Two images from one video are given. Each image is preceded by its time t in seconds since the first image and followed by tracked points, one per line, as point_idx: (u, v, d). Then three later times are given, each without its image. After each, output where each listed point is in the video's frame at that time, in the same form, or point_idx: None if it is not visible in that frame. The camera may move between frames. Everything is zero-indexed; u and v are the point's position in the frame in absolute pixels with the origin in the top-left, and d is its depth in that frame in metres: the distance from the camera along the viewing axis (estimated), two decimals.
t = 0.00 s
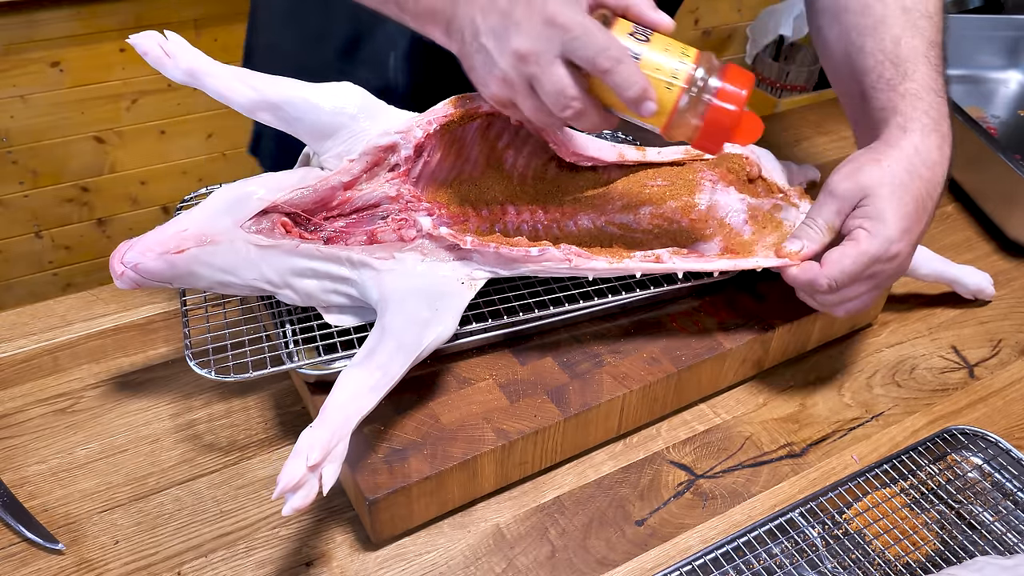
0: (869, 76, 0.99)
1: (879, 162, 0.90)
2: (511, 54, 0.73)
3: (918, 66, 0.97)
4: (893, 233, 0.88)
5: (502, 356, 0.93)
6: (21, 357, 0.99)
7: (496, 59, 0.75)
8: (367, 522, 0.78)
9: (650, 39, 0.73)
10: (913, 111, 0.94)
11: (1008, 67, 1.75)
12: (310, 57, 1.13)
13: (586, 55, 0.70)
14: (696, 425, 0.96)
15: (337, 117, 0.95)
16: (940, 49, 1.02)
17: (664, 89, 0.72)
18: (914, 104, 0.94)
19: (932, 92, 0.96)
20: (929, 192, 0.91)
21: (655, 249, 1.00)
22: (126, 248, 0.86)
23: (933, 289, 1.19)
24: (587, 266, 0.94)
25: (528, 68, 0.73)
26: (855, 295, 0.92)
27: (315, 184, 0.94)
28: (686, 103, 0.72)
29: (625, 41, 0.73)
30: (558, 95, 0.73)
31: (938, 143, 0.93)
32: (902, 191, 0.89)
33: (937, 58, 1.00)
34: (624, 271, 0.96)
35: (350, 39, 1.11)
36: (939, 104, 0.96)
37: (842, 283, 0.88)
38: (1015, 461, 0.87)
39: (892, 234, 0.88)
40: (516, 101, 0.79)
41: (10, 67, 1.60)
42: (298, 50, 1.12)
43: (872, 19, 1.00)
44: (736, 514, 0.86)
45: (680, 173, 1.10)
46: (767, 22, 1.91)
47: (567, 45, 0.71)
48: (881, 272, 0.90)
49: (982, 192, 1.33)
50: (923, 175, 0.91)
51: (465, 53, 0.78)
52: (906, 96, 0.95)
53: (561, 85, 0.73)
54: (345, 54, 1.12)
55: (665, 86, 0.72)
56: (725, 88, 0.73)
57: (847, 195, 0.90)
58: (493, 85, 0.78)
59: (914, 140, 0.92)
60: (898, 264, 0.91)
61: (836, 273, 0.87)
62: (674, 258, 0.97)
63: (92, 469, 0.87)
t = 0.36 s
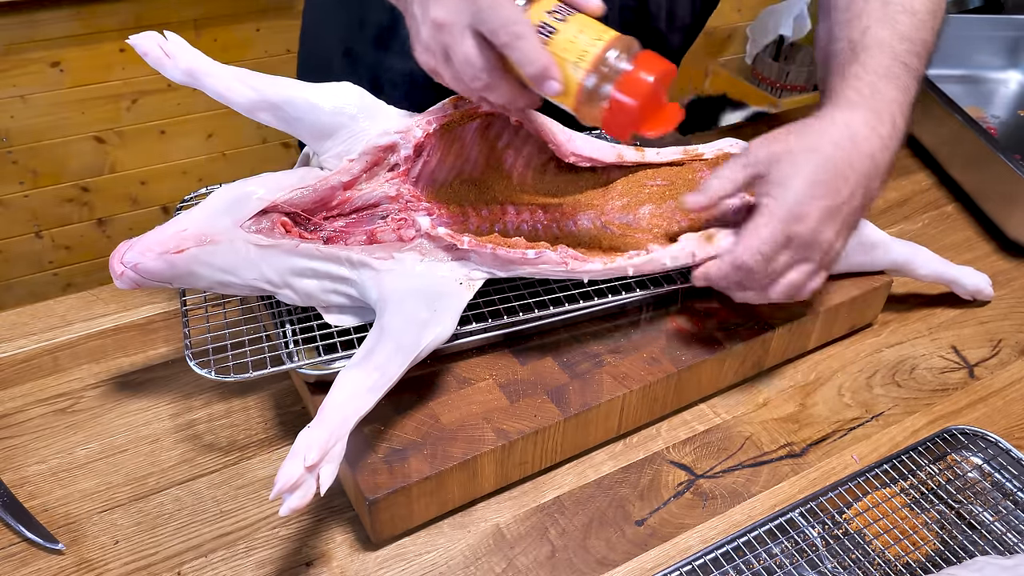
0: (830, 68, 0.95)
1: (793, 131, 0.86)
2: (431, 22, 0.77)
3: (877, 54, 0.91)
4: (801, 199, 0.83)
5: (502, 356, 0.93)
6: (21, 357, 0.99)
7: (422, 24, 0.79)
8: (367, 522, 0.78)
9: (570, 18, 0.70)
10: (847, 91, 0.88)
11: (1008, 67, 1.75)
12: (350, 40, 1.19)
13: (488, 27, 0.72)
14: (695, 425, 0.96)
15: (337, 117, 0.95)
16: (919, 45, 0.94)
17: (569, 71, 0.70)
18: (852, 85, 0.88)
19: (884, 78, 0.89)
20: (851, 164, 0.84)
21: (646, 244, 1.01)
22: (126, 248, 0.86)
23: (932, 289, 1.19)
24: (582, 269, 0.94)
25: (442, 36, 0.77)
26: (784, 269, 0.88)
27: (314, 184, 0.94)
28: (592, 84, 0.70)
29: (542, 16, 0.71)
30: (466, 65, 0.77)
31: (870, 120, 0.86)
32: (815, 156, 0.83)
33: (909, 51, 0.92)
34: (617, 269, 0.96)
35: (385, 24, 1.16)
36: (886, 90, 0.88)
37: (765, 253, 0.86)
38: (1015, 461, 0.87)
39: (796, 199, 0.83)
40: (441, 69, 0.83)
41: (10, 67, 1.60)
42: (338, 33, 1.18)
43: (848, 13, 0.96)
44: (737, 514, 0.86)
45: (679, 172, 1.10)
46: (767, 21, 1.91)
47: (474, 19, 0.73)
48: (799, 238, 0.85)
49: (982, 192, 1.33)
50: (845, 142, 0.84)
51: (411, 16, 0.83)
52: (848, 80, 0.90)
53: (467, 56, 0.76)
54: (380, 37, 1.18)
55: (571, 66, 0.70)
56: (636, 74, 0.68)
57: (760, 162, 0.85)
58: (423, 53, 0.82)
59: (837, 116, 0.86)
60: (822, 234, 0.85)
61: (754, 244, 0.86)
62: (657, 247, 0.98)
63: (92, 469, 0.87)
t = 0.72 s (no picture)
0: (819, 94, 0.93)
1: (787, 175, 0.85)
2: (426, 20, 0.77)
3: (866, 87, 0.89)
4: (791, 248, 0.80)
5: (502, 356, 0.93)
6: (21, 357, 0.99)
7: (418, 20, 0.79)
8: (367, 522, 0.78)
9: (562, 22, 0.71)
10: (836, 130, 0.86)
11: (1008, 66, 1.74)
12: (352, 30, 1.21)
13: (477, 31, 0.72)
14: (696, 425, 0.96)
15: (336, 117, 0.95)
16: (911, 76, 0.91)
17: (554, 75, 0.70)
18: (840, 123, 0.87)
19: (870, 114, 0.87)
20: (842, 211, 0.82)
21: (657, 257, 0.99)
22: (125, 248, 0.86)
23: (932, 289, 1.19)
24: (585, 275, 0.94)
25: (434, 36, 0.77)
26: (766, 314, 0.87)
27: (315, 185, 0.94)
28: (576, 90, 0.70)
29: (532, 21, 0.72)
30: (456, 67, 0.78)
31: (859, 162, 0.84)
32: (806, 203, 0.81)
33: (897, 82, 0.90)
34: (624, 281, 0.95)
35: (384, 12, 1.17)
36: (874, 128, 0.86)
37: (742, 297, 0.85)
38: (1015, 461, 0.87)
39: (790, 247, 0.81)
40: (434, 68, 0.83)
41: (10, 67, 1.60)
42: (342, 22, 1.21)
43: (840, 37, 0.93)
44: (737, 514, 0.86)
45: (679, 172, 1.11)
46: (767, 21, 1.91)
47: (466, 21, 0.73)
48: (787, 289, 0.83)
49: (982, 192, 1.33)
50: (835, 190, 0.82)
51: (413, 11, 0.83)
52: (835, 115, 0.88)
53: (457, 58, 0.77)
54: (379, 26, 1.18)
55: (557, 72, 0.70)
56: (621, 81, 0.69)
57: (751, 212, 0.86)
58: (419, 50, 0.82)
59: (827, 157, 0.84)
60: (810, 284, 0.83)
61: (732, 286, 0.85)
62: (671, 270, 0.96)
63: (91, 469, 0.87)
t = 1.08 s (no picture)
0: (835, 104, 0.99)
1: (802, 190, 0.91)
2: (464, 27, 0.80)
3: (883, 99, 0.95)
4: (809, 268, 0.85)
5: (502, 356, 0.93)
6: (21, 357, 0.99)
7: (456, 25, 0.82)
8: (367, 522, 0.78)
9: (599, 29, 0.73)
10: (857, 144, 0.92)
11: (1008, 67, 1.74)
12: (353, 29, 1.20)
13: (516, 39, 0.75)
14: (696, 425, 0.96)
15: (337, 117, 0.95)
16: (924, 85, 0.98)
17: (593, 84, 0.73)
18: (862, 137, 0.93)
19: (889, 127, 0.93)
20: (858, 230, 0.88)
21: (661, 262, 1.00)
22: (125, 249, 0.86)
23: (932, 288, 1.19)
24: (588, 276, 0.93)
25: (474, 42, 0.80)
26: (772, 329, 0.89)
27: (315, 185, 0.94)
28: (616, 97, 0.72)
29: (570, 28, 0.74)
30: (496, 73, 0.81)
31: (877, 180, 0.90)
32: (823, 225, 0.86)
33: (911, 92, 0.96)
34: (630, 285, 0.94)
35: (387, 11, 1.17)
36: (892, 141, 0.93)
37: (754, 313, 0.87)
38: (1015, 461, 0.87)
39: (808, 266, 0.85)
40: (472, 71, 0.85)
41: (10, 67, 1.60)
42: (342, 21, 1.19)
43: (852, 45, 0.99)
44: (737, 514, 0.86)
45: (679, 172, 1.11)
46: (767, 22, 1.91)
47: (504, 30, 0.76)
48: (799, 307, 0.87)
49: (982, 192, 1.33)
50: (851, 214, 0.88)
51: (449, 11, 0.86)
52: (856, 128, 0.94)
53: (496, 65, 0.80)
54: (382, 25, 1.19)
55: (597, 80, 0.72)
56: (659, 91, 0.71)
57: (766, 227, 0.92)
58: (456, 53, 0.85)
59: (848, 174, 0.90)
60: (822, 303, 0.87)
61: (745, 301, 0.87)
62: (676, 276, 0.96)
63: (91, 469, 0.87)
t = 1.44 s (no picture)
0: (845, 103, 0.99)
1: (816, 185, 0.89)
2: (502, 34, 0.83)
3: (894, 99, 0.95)
4: (820, 263, 0.84)
5: (502, 356, 0.93)
6: (21, 357, 0.99)
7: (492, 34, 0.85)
8: (367, 522, 0.78)
9: (636, 36, 0.72)
10: (870, 143, 0.92)
11: (1008, 67, 1.74)
12: (363, 27, 1.20)
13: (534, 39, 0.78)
14: (696, 425, 0.96)
15: (337, 117, 0.95)
16: (932, 88, 0.99)
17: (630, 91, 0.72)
18: (874, 135, 0.93)
19: (900, 127, 0.94)
20: (869, 229, 0.88)
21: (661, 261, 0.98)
22: (125, 248, 0.86)
23: (932, 289, 1.19)
24: (591, 269, 0.93)
25: (513, 48, 0.83)
26: (777, 324, 0.89)
27: (315, 185, 0.94)
28: (652, 104, 0.72)
29: (605, 36, 0.74)
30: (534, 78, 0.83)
31: (888, 179, 0.90)
32: (834, 222, 0.86)
33: (921, 95, 0.97)
34: (634, 278, 0.94)
35: (397, 11, 1.17)
36: (903, 141, 0.93)
37: (761, 305, 0.86)
38: (1015, 461, 0.87)
39: (819, 262, 0.84)
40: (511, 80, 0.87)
41: (11, 67, 1.60)
42: (351, 19, 1.19)
43: (863, 46, 1.00)
44: (737, 514, 0.86)
45: (679, 172, 1.11)
46: (767, 21, 1.91)
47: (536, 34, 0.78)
48: (807, 302, 0.87)
49: (982, 192, 1.33)
50: (861, 212, 0.87)
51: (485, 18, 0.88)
52: (868, 126, 0.94)
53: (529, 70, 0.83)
54: (392, 26, 1.19)
55: (633, 87, 0.71)
56: (695, 97, 0.71)
57: (778, 221, 0.89)
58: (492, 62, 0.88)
59: (860, 171, 0.90)
60: (828, 300, 0.88)
61: (753, 293, 0.86)
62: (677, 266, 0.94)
63: (92, 469, 0.87)
